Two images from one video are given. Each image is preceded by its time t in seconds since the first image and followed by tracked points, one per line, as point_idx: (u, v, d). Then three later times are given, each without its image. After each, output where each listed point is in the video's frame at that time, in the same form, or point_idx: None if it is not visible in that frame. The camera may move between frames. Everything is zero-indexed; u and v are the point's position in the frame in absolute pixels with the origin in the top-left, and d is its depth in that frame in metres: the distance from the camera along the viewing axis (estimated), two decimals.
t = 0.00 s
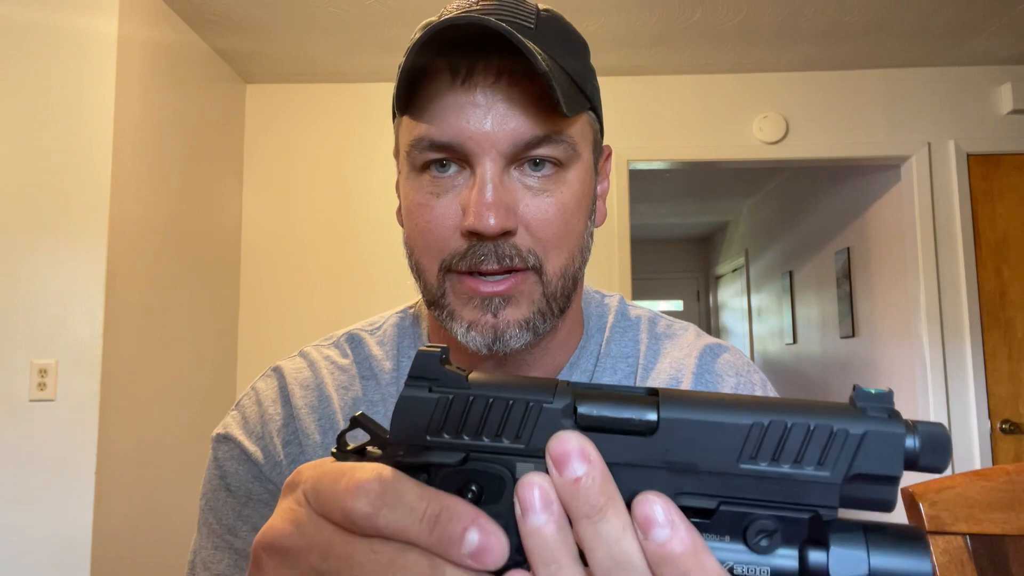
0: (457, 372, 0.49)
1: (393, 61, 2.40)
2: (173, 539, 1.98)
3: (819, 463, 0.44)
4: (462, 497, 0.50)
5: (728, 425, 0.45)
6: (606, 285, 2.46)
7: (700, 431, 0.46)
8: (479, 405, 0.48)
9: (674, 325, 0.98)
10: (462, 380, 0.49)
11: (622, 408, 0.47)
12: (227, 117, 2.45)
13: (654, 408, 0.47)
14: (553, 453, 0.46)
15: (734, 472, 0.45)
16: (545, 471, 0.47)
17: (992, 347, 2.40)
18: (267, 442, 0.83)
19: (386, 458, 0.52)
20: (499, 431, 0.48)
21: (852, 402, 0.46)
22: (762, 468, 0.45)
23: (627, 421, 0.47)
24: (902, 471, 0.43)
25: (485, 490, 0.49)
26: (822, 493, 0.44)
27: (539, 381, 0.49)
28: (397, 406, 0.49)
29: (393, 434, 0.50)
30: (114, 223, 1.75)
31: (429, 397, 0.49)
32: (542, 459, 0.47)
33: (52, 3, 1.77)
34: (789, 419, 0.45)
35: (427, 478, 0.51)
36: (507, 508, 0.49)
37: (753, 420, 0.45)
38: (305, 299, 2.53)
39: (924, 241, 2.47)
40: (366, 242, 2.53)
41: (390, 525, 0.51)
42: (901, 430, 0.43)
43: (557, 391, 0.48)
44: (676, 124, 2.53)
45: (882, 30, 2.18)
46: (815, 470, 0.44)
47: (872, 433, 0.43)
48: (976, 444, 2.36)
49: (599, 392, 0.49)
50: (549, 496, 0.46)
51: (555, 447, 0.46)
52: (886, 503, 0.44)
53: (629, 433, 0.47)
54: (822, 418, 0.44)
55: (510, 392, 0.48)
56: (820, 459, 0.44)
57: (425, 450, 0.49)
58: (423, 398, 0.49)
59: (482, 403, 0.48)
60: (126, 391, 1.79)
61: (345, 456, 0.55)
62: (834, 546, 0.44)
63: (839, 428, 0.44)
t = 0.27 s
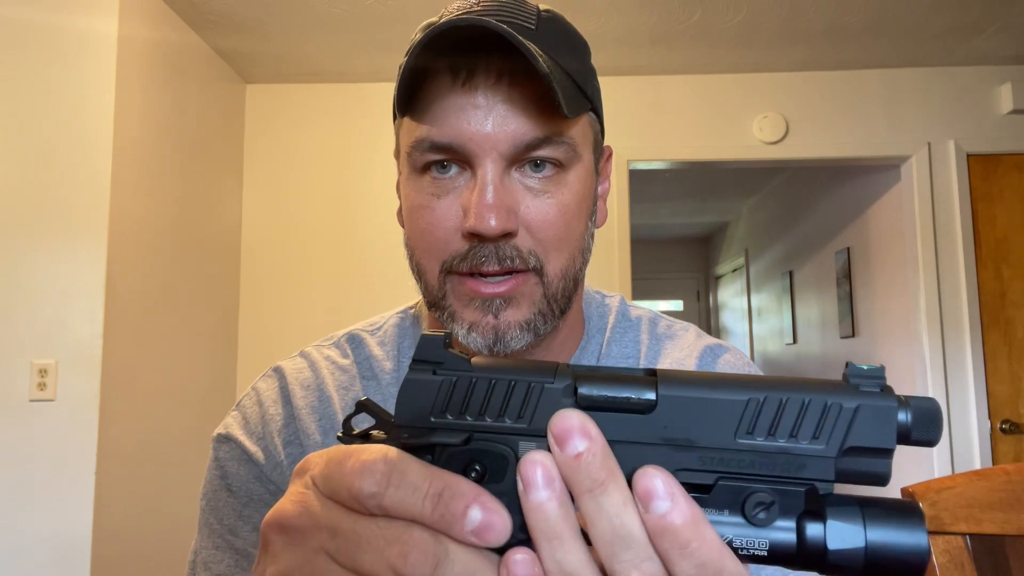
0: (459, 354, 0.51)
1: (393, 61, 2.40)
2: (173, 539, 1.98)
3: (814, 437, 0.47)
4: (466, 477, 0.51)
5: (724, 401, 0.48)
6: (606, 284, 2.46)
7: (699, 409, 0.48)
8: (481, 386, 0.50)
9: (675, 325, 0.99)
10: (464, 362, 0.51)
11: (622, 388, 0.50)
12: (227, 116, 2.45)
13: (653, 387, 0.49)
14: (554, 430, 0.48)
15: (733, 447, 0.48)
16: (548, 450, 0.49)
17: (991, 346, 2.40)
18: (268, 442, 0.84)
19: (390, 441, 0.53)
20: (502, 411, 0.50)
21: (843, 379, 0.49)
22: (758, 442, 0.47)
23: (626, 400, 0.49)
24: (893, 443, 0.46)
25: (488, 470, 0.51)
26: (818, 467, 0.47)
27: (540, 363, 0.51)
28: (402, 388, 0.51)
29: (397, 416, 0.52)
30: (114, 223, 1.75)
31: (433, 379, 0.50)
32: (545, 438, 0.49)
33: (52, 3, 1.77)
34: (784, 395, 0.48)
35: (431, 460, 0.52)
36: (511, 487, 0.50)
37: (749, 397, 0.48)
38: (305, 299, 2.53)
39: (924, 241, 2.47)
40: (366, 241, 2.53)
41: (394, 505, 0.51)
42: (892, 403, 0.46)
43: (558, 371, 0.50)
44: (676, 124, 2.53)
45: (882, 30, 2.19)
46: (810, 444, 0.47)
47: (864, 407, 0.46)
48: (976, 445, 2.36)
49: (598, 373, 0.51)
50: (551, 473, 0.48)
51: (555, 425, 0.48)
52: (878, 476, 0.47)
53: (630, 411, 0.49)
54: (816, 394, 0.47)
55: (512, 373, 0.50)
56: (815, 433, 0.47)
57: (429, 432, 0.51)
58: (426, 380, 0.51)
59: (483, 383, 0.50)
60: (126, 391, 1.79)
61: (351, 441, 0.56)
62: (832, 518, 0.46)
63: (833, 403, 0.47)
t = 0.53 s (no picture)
0: (456, 352, 0.52)
1: (393, 61, 2.39)
2: (173, 539, 1.97)
3: (809, 432, 0.47)
4: (463, 475, 0.51)
5: (720, 397, 0.48)
6: (606, 284, 2.46)
7: (695, 405, 0.49)
8: (478, 383, 0.51)
9: (676, 326, 0.99)
10: (462, 360, 0.51)
11: (618, 384, 0.50)
12: (227, 116, 2.44)
13: (649, 384, 0.50)
14: (551, 431, 0.48)
15: (729, 442, 0.48)
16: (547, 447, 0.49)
17: (991, 346, 2.40)
18: (270, 442, 0.83)
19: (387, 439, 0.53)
20: (499, 407, 0.50)
21: (839, 374, 0.49)
22: (755, 437, 0.48)
23: (622, 397, 0.49)
24: (888, 438, 0.46)
25: (486, 467, 0.51)
26: (814, 462, 0.47)
27: (536, 361, 0.52)
28: (399, 387, 0.51)
29: (395, 414, 0.52)
30: (114, 223, 1.75)
31: (431, 377, 0.51)
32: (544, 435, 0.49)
33: (52, 3, 1.77)
34: (779, 390, 0.48)
35: (429, 458, 0.52)
36: (507, 484, 0.50)
37: (745, 393, 0.48)
38: (305, 299, 2.53)
39: (924, 242, 2.47)
40: (365, 241, 2.53)
41: (391, 507, 0.51)
42: (887, 399, 0.46)
43: (555, 369, 0.51)
44: (676, 124, 2.53)
45: (882, 30, 2.18)
46: (805, 438, 0.47)
47: (859, 401, 0.47)
48: (976, 445, 2.36)
49: (594, 370, 0.51)
50: (547, 472, 0.48)
51: (552, 421, 0.48)
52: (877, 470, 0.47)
53: (626, 408, 0.49)
54: (811, 390, 0.47)
55: (508, 370, 0.51)
56: (810, 428, 0.47)
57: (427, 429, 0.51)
58: (423, 378, 0.51)
59: (480, 381, 0.51)
60: (126, 392, 1.79)
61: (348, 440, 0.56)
62: (828, 512, 0.46)
63: (827, 398, 0.47)
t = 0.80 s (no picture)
0: (485, 361, 0.47)
1: (393, 61, 2.40)
2: (172, 539, 1.97)
3: (845, 432, 0.44)
4: (500, 486, 0.46)
5: (754, 399, 0.44)
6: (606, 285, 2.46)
7: (726, 409, 0.45)
8: (512, 393, 0.46)
9: (683, 325, 0.98)
10: (493, 371, 0.46)
11: (644, 386, 0.46)
12: (227, 116, 2.45)
13: (678, 386, 0.46)
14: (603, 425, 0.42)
15: (761, 444, 0.45)
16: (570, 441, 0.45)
17: (992, 347, 2.40)
18: (283, 437, 0.83)
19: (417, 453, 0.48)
20: (532, 416, 0.46)
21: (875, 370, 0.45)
22: (788, 439, 0.44)
23: (652, 402, 0.45)
24: (927, 436, 0.43)
25: (523, 479, 0.46)
26: (849, 461, 0.44)
27: (566, 366, 0.47)
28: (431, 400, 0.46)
29: (431, 426, 0.47)
30: (114, 223, 1.75)
31: (462, 388, 0.46)
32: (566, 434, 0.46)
33: (52, 3, 1.77)
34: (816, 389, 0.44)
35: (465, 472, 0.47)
36: (546, 490, 0.46)
37: (780, 394, 0.44)
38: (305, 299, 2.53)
39: (924, 242, 2.47)
40: (366, 241, 2.53)
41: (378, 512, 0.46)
42: (926, 395, 0.43)
43: (583, 374, 0.46)
44: (676, 124, 2.53)
45: (881, 30, 2.19)
46: (841, 439, 0.44)
47: (899, 398, 0.43)
48: (976, 445, 2.36)
49: (621, 373, 0.47)
50: (591, 467, 0.42)
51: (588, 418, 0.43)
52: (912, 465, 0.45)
53: (655, 411, 0.45)
54: (846, 386, 0.44)
55: (539, 377, 0.46)
56: (847, 428, 0.44)
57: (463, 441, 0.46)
58: (456, 391, 0.46)
59: (515, 391, 0.46)
60: (126, 391, 1.79)
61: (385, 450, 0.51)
62: (863, 507, 0.43)
63: (865, 397, 0.43)
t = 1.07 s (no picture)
0: (576, 316, 0.52)
1: (394, 61, 2.39)
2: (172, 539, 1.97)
3: (937, 403, 0.47)
4: (584, 434, 0.51)
5: (849, 366, 0.48)
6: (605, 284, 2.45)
7: (823, 375, 0.48)
8: (601, 345, 0.51)
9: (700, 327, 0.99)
10: (583, 324, 0.51)
11: (739, 349, 0.49)
12: (228, 116, 2.45)
13: (771, 350, 0.49)
14: (686, 383, 0.47)
15: (854, 411, 0.48)
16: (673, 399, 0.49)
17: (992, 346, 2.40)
18: (278, 418, 0.81)
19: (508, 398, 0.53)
20: (621, 369, 0.51)
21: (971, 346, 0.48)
22: (879, 408, 0.48)
23: (745, 363, 0.49)
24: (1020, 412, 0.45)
25: (607, 428, 0.51)
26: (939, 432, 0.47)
27: (656, 325, 0.51)
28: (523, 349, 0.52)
29: (519, 373, 0.53)
30: (114, 223, 1.75)
31: (553, 339, 0.51)
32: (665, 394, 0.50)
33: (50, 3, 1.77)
34: (910, 361, 0.47)
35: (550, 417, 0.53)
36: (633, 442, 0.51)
37: (875, 362, 0.48)
38: (306, 299, 2.53)
39: (924, 242, 2.47)
40: (366, 241, 2.53)
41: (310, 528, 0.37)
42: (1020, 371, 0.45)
43: (676, 333, 0.50)
44: (676, 124, 2.52)
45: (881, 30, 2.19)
46: (933, 410, 0.47)
47: (993, 374, 0.46)
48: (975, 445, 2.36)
49: (715, 335, 0.51)
50: (681, 421, 0.47)
51: (682, 375, 0.47)
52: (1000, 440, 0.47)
53: (750, 374, 0.49)
54: (943, 361, 0.47)
55: (628, 334, 0.50)
56: (939, 399, 0.47)
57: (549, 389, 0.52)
58: (547, 341, 0.51)
59: (603, 343, 0.51)
60: (125, 391, 1.79)
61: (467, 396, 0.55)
62: (950, 480, 0.46)
63: (959, 370, 0.46)
